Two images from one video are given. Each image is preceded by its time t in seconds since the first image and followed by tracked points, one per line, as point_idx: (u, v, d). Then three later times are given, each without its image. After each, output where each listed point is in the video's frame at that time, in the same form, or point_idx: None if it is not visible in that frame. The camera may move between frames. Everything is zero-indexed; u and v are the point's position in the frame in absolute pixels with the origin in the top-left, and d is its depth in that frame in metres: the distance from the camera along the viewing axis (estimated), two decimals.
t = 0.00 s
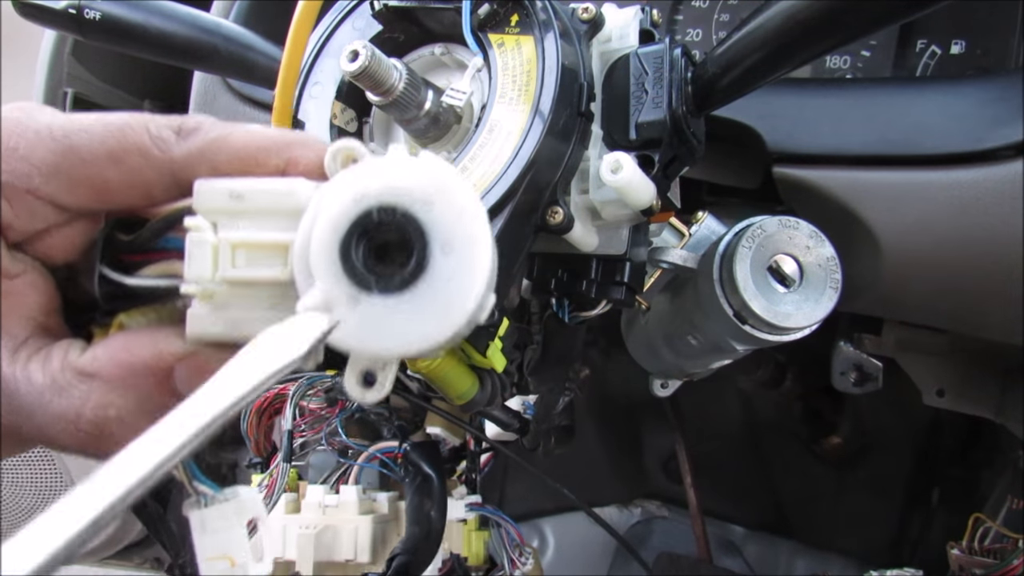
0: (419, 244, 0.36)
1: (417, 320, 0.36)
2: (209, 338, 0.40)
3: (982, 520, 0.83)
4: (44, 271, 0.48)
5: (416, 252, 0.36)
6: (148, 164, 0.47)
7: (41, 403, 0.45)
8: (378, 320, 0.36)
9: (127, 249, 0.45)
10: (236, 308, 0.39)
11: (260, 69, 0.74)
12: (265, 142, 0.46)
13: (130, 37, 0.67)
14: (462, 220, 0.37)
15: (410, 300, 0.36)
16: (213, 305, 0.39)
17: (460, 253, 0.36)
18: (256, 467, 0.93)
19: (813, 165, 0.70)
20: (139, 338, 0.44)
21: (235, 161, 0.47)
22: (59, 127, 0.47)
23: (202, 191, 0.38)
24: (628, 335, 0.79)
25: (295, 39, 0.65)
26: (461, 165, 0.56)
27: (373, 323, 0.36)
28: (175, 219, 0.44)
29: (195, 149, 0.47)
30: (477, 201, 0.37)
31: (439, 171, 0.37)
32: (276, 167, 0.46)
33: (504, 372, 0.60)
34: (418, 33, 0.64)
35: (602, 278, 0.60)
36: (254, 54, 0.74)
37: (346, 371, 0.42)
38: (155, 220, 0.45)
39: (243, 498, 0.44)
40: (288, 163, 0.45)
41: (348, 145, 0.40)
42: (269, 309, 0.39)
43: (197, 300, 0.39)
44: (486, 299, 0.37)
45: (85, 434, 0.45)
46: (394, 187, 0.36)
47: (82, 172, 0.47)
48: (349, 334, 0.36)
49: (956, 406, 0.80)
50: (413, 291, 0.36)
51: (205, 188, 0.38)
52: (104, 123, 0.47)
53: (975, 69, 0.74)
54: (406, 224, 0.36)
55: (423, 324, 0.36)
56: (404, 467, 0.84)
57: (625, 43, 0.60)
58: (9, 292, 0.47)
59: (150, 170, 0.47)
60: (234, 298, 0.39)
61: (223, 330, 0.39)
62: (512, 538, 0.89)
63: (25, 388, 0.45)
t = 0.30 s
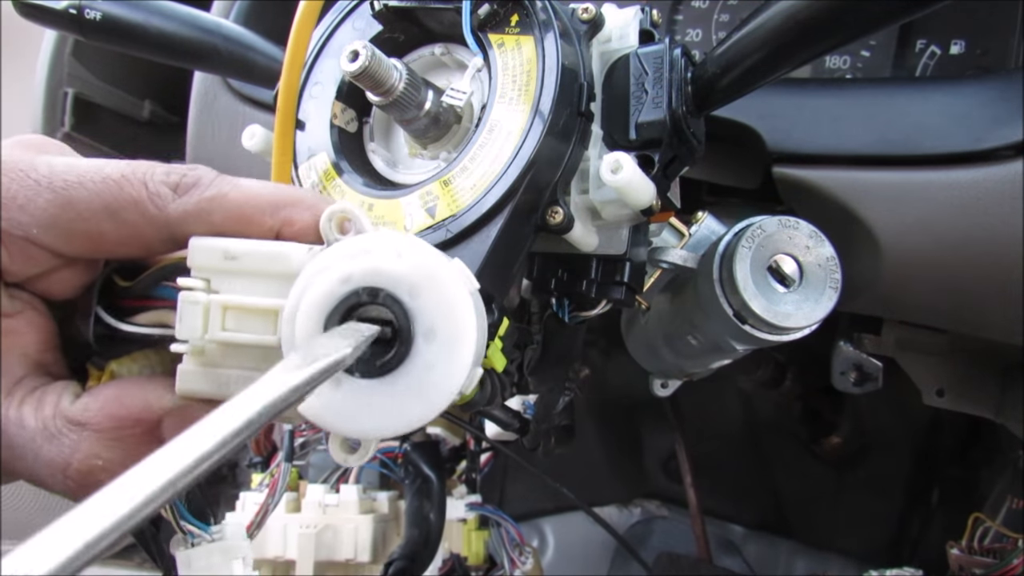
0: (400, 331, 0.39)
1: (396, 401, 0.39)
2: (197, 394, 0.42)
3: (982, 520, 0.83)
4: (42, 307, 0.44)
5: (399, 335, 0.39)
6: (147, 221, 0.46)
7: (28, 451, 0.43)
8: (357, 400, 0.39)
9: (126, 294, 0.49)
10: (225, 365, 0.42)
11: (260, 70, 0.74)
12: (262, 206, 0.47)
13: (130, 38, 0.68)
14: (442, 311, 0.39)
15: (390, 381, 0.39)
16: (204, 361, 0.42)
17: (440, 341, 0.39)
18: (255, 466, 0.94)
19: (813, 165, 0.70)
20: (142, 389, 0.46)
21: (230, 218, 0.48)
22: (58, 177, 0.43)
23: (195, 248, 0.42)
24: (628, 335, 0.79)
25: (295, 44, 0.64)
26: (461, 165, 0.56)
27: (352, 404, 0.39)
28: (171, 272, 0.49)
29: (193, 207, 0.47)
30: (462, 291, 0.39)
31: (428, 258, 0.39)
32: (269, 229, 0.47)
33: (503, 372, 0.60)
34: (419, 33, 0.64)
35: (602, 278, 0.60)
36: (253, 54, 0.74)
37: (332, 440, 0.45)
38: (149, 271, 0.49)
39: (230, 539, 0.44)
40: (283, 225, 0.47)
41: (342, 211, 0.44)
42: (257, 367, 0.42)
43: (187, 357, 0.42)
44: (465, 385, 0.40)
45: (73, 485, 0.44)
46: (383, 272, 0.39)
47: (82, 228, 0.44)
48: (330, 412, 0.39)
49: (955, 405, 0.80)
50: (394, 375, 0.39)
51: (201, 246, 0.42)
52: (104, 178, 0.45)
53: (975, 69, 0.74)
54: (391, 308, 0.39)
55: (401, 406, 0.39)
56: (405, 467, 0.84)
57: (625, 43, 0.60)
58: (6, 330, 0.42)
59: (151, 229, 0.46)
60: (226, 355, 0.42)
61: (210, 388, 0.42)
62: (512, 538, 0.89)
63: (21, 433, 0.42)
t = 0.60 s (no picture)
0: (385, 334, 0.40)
1: (381, 401, 0.41)
2: (187, 382, 0.45)
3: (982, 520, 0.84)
4: (44, 287, 0.54)
5: (384, 337, 0.40)
6: (142, 209, 0.50)
7: (25, 429, 0.50)
8: (343, 401, 0.41)
9: (127, 280, 0.53)
10: (217, 356, 0.45)
11: (261, 69, 0.74)
12: (260, 198, 0.49)
13: (129, 37, 0.67)
14: (427, 315, 0.40)
15: (374, 382, 0.40)
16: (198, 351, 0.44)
17: (425, 346, 0.40)
18: (255, 466, 0.94)
19: (814, 165, 0.70)
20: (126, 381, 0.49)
21: (228, 209, 0.50)
22: (58, 162, 0.49)
23: (193, 238, 0.43)
24: (628, 334, 0.79)
25: (295, 45, 0.64)
26: (461, 165, 0.56)
27: (338, 403, 0.41)
28: (167, 259, 0.51)
29: (190, 195, 0.50)
30: (449, 293, 0.40)
31: (416, 261, 0.41)
32: (267, 221, 0.48)
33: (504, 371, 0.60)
34: (419, 33, 0.64)
35: (602, 278, 0.60)
36: (254, 54, 0.74)
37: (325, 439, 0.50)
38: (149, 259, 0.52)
39: (219, 531, 0.51)
40: (281, 218, 0.48)
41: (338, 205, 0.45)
42: (248, 358, 0.44)
43: (179, 346, 0.45)
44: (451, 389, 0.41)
45: (60, 465, 0.50)
46: (370, 272, 0.40)
47: (78, 213, 0.50)
48: (317, 410, 0.41)
49: (955, 405, 0.79)
50: (378, 376, 0.40)
51: (198, 238, 0.44)
52: (101, 163, 0.50)
53: (975, 69, 0.74)
54: (376, 308, 0.40)
55: (386, 406, 0.41)
56: (405, 467, 0.84)
57: (625, 43, 0.60)
58: (12, 311, 0.53)
59: (145, 215, 0.50)
60: (220, 345, 0.44)
61: (202, 377, 0.44)
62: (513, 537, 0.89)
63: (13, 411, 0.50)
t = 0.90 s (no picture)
0: (358, 364, 0.37)
1: (347, 435, 0.38)
2: (168, 397, 0.43)
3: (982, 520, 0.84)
4: (45, 290, 0.53)
5: (355, 368, 0.37)
6: (135, 220, 0.49)
7: (11, 428, 0.50)
8: (312, 429, 0.39)
9: (121, 289, 0.50)
10: (199, 370, 0.43)
11: (260, 69, 0.74)
12: (250, 215, 0.48)
13: (129, 37, 0.67)
14: (403, 348, 0.37)
15: (341, 415, 0.38)
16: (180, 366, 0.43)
17: (398, 381, 0.37)
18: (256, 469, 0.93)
19: (814, 165, 0.70)
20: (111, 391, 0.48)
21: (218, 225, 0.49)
22: (58, 169, 0.49)
23: (182, 252, 0.42)
24: (628, 335, 0.79)
25: (294, 45, 0.63)
26: (461, 165, 0.56)
27: (308, 431, 0.39)
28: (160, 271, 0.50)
29: (181, 209, 0.49)
30: (426, 327, 0.36)
31: (395, 289, 0.37)
32: (256, 239, 0.47)
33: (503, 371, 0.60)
34: (419, 33, 0.64)
35: (602, 278, 0.60)
36: (253, 54, 0.74)
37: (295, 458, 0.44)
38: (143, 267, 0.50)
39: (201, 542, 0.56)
40: (270, 236, 0.47)
41: (330, 225, 0.43)
42: (228, 376, 0.42)
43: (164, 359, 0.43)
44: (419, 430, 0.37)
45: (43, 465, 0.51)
46: (347, 299, 0.37)
47: (74, 221, 0.50)
48: (286, 437, 0.39)
49: (956, 404, 0.79)
50: (345, 409, 0.37)
51: (187, 251, 0.42)
52: (98, 173, 0.49)
53: (974, 70, 0.74)
54: (349, 338, 0.37)
55: (352, 441, 0.38)
56: (408, 467, 0.84)
57: (625, 43, 0.60)
58: (13, 312, 0.52)
59: (138, 226, 0.49)
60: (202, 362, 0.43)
61: (183, 393, 0.43)
62: (514, 536, 0.89)
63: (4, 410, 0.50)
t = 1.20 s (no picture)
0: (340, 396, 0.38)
1: (327, 466, 0.38)
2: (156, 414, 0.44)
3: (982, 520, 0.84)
4: (47, 300, 0.55)
5: (335, 400, 0.38)
6: (128, 235, 0.50)
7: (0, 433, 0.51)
8: (294, 457, 0.39)
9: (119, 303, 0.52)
10: (186, 391, 0.44)
11: (260, 70, 0.74)
12: (239, 235, 0.49)
13: (129, 38, 0.68)
14: (384, 381, 0.37)
15: (322, 445, 0.38)
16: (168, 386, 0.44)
17: (378, 413, 0.37)
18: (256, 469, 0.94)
19: (814, 165, 0.70)
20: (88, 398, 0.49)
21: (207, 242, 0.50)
22: (56, 184, 0.51)
23: (172, 273, 0.43)
24: (628, 335, 0.79)
25: (295, 45, 0.62)
26: (461, 165, 0.56)
27: (289, 460, 0.39)
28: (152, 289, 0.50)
29: (171, 227, 0.50)
30: (407, 360, 0.37)
31: (378, 321, 0.38)
32: (244, 260, 0.49)
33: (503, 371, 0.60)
34: (419, 34, 0.64)
35: (602, 278, 0.60)
36: (253, 54, 0.74)
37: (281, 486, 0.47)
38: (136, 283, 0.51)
39: (200, 550, 0.54)
40: (258, 258, 0.49)
41: (320, 248, 0.44)
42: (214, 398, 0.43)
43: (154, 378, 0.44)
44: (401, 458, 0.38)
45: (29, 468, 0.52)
46: (331, 331, 0.38)
47: (68, 235, 0.51)
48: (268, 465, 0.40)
49: (956, 405, 0.80)
50: (327, 440, 0.38)
51: (178, 271, 0.43)
52: (94, 188, 0.51)
53: (975, 69, 0.74)
54: (331, 369, 0.38)
55: (332, 472, 0.38)
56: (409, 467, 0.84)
57: (625, 43, 0.60)
58: (17, 322, 0.54)
59: (129, 242, 0.50)
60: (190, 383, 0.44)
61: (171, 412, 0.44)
62: (515, 536, 0.89)
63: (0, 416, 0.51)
